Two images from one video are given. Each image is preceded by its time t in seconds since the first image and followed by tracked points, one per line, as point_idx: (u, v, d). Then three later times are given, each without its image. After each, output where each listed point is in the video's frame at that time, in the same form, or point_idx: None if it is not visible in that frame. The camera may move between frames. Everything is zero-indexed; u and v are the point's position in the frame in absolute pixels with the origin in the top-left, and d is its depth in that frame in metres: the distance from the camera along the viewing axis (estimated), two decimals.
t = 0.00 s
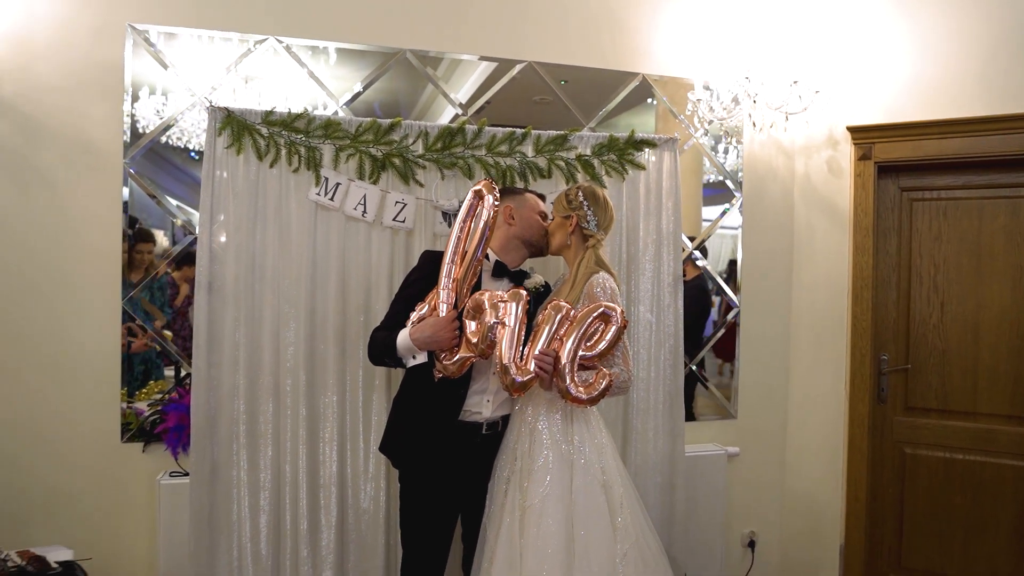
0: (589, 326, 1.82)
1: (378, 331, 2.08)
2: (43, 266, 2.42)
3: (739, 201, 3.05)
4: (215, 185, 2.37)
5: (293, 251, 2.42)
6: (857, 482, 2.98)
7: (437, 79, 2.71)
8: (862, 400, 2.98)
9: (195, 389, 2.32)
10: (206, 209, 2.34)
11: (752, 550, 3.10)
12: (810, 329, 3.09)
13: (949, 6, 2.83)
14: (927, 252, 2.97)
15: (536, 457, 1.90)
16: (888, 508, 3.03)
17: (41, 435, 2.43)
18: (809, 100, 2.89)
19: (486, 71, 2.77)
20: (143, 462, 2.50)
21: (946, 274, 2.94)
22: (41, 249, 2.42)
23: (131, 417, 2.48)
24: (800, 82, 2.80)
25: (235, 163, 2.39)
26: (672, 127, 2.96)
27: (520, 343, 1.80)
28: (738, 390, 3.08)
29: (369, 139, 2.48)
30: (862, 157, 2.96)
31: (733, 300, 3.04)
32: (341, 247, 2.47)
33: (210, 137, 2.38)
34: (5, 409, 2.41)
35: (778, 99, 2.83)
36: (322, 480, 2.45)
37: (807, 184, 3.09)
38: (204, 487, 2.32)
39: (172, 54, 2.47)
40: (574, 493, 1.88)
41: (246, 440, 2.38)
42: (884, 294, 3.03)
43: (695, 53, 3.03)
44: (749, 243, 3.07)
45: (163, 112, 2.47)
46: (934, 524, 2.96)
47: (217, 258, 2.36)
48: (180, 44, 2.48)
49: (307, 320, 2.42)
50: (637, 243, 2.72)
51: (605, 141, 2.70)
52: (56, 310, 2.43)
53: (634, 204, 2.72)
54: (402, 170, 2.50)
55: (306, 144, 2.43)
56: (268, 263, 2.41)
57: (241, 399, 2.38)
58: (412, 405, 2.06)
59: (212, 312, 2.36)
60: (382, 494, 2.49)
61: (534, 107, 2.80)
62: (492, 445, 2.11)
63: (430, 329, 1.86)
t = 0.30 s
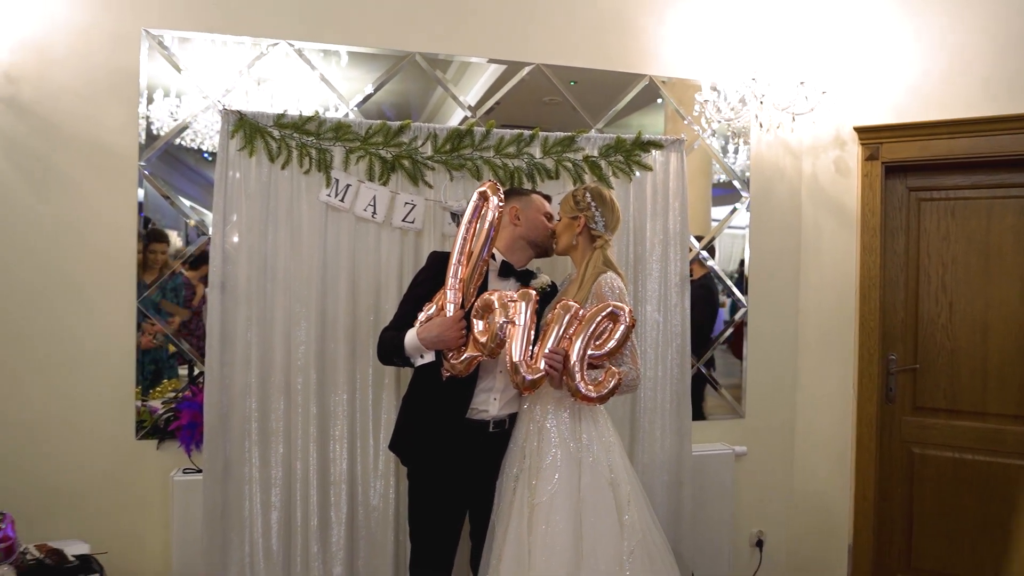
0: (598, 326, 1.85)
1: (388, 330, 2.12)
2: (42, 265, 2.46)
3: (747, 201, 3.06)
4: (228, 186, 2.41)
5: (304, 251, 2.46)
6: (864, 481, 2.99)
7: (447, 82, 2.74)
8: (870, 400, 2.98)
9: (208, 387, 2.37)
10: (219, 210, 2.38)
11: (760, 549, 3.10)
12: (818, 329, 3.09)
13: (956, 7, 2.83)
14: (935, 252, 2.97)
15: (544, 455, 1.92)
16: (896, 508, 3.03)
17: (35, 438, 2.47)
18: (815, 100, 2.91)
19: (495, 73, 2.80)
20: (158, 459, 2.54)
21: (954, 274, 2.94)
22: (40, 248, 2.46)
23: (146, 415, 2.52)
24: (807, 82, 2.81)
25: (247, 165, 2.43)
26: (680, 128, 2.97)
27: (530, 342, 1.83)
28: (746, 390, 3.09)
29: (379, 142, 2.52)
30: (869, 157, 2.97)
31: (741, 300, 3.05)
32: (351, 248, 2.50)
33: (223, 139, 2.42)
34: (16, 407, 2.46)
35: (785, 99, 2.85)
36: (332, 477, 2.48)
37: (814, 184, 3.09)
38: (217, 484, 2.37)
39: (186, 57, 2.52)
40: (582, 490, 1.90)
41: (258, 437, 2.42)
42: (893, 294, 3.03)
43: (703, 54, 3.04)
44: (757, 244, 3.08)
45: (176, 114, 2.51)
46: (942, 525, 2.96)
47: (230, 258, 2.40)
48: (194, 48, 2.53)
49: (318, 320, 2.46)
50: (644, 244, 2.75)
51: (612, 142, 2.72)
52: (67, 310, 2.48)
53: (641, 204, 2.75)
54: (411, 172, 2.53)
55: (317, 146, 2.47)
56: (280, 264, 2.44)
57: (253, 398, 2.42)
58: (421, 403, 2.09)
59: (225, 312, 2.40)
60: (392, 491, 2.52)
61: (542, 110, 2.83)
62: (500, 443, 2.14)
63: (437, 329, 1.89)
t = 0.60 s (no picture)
0: (611, 327, 1.87)
1: (403, 330, 2.15)
2: (43, 265, 2.50)
3: (761, 204, 3.06)
4: (247, 189, 2.46)
5: (321, 253, 2.50)
6: (879, 484, 2.98)
7: (463, 86, 2.77)
8: (885, 402, 2.98)
9: (227, 386, 2.41)
10: (238, 212, 2.43)
11: (774, 552, 3.09)
12: (833, 331, 3.09)
13: (971, 10, 2.83)
14: (951, 254, 2.96)
15: (557, 455, 1.94)
16: (911, 511, 3.02)
17: (29, 434, 2.51)
18: (829, 103, 2.91)
19: (510, 76, 2.82)
20: (178, 456, 2.59)
21: (971, 276, 2.93)
22: (40, 249, 2.50)
23: (166, 414, 2.57)
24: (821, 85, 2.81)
25: (266, 168, 2.48)
26: (695, 130, 2.97)
27: (544, 343, 1.86)
28: (760, 392, 3.09)
29: (394, 145, 2.55)
30: (884, 159, 2.97)
31: (756, 301, 3.05)
32: (367, 250, 2.54)
33: (242, 143, 2.47)
34: (18, 405, 2.50)
35: (800, 101, 2.84)
36: (348, 475, 2.52)
37: (829, 186, 3.09)
38: (236, 482, 2.41)
39: (206, 61, 2.57)
40: (595, 490, 1.92)
41: (275, 436, 2.46)
42: (909, 297, 3.02)
43: (717, 57, 3.05)
44: (771, 246, 3.08)
45: (196, 117, 2.56)
46: (958, 528, 2.94)
47: (248, 259, 2.45)
48: (214, 51, 2.57)
49: (334, 320, 2.49)
50: (658, 246, 2.76)
51: (626, 145, 2.74)
52: (70, 310, 2.52)
53: (654, 206, 2.76)
54: (426, 174, 2.56)
55: (334, 149, 2.51)
56: (297, 265, 2.48)
57: (271, 397, 2.46)
58: (435, 403, 2.12)
59: (244, 312, 2.45)
60: (406, 490, 2.56)
61: (557, 113, 2.84)
62: (513, 443, 2.16)
63: (452, 329, 1.92)
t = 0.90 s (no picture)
0: (620, 325, 1.88)
1: (416, 329, 2.17)
2: (38, 264, 2.54)
3: (774, 203, 3.05)
4: (262, 189, 2.49)
5: (335, 252, 2.52)
6: (893, 484, 2.97)
7: (475, 87, 2.79)
8: (898, 402, 2.96)
9: (244, 384, 2.45)
10: (254, 213, 2.46)
11: (787, 551, 3.09)
12: (846, 331, 3.08)
13: (986, 7, 2.81)
14: (966, 253, 2.94)
15: (568, 452, 1.96)
16: (926, 511, 3.00)
17: (32, 432, 2.55)
18: (843, 102, 2.90)
19: (523, 77, 2.84)
20: (195, 454, 2.63)
21: (986, 276, 2.90)
22: (36, 248, 2.54)
23: (183, 412, 2.61)
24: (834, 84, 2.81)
25: (281, 169, 2.51)
26: (708, 130, 2.97)
27: (555, 341, 1.87)
28: (772, 392, 3.08)
29: (408, 145, 2.57)
30: (898, 158, 2.95)
31: (768, 300, 3.05)
32: (381, 250, 2.56)
33: (258, 144, 2.50)
34: (18, 404, 2.54)
35: (813, 100, 2.82)
36: (362, 473, 2.54)
37: (843, 185, 3.08)
38: (252, 479, 2.44)
39: (222, 64, 2.60)
40: (606, 488, 1.93)
41: (290, 434, 2.49)
42: (923, 296, 3.00)
43: (730, 56, 3.05)
44: (784, 245, 3.07)
45: (212, 119, 2.60)
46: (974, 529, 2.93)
47: (264, 259, 2.48)
48: (230, 54, 2.61)
49: (348, 319, 2.52)
50: (669, 245, 2.77)
51: (639, 145, 2.74)
52: (61, 306, 2.55)
53: (666, 206, 2.77)
54: (440, 175, 2.58)
55: (348, 150, 2.54)
56: (311, 265, 2.51)
57: (286, 395, 2.49)
58: (448, 401, 2.14)
59: (259, 311, 2.48)
60: (420, 488, 2.58)
61: (569, 113, 2.86)
62: (525, 440, 2.18)
63: (466, 328, 1.94)
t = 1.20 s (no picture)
0: (641, 325, 1.89)
1: (434, 328, 2.19)
2: (47, 264, 2.58)
3: (790, 203, 3.05)
4: (282, 190, 2.52)
5: (353, 252, 2.55)
6: (911, 485, 2.95)
7: (491, 87, 2.81)
8: (916, 403, 2.95)
9: (263, 382, 2.48)
10: (273, 213, 2.50)
11: (803, 552, 3.09)
12: (862, 331, 3.07)
13: (1006, 5, 2.79)
14: (985, 253, 2.92)
15: (586, 451, 1.97)
16: (944, 513, 2.98)
17: (53, 428, 2.60)
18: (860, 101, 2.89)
19: (539, 77, 2.85)
20: (216, 451, 2.67)
21: (1006, 276, 2.88)
22: (40, 248, 2.58)
23: (203, 409, 2.65)
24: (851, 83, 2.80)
25: (300, 170, 2.54)
26: (724, 130, 2.97)
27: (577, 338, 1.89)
28: (789, 392, 3.08)
29: (425, 146, 2.60)
30: (915, 158, 2.95)
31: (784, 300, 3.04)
32: (398, 250, 2.58)
33: (278, 145, 2.53)
34: (42, 401, 2.59)
35: (830, 99, 2.82)
36: (380, 471, 2.57)
37: (860, 185, 3.07)
38: (271, 475, 2.48)
39: (241, 66, 2.64)
40: (623, 486, 1.94)
41: (309, 432, 2.52)
42: (941, 296, 2.98)
43: (746, 56, 3.05)
44: (800, 245, 3.07)
45: (231, 120, 2.63)
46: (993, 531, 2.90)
47: (283, 258, 2.52)
48: (249, 56, 2.64)
49: (366, 318, 2.55)
50: (685, 244, 2.77)
51: (654, 145, 2.76)
52: (84, 305, 2.60)
53: (682, 206, 2.77)
54: (457, 175, 2.61)
55: (366, 151, 2.57)
56: (330, 264, 2.54)
57: (305, 393, 2.52)
58: (466, 400, 2.17)
59: (279, 309, 2.52)
60: (437, 486, 2.60)
61: (585, 114, 2.87)
62: (542, 438, 2.19)
63: (479, 325, 1.96)
